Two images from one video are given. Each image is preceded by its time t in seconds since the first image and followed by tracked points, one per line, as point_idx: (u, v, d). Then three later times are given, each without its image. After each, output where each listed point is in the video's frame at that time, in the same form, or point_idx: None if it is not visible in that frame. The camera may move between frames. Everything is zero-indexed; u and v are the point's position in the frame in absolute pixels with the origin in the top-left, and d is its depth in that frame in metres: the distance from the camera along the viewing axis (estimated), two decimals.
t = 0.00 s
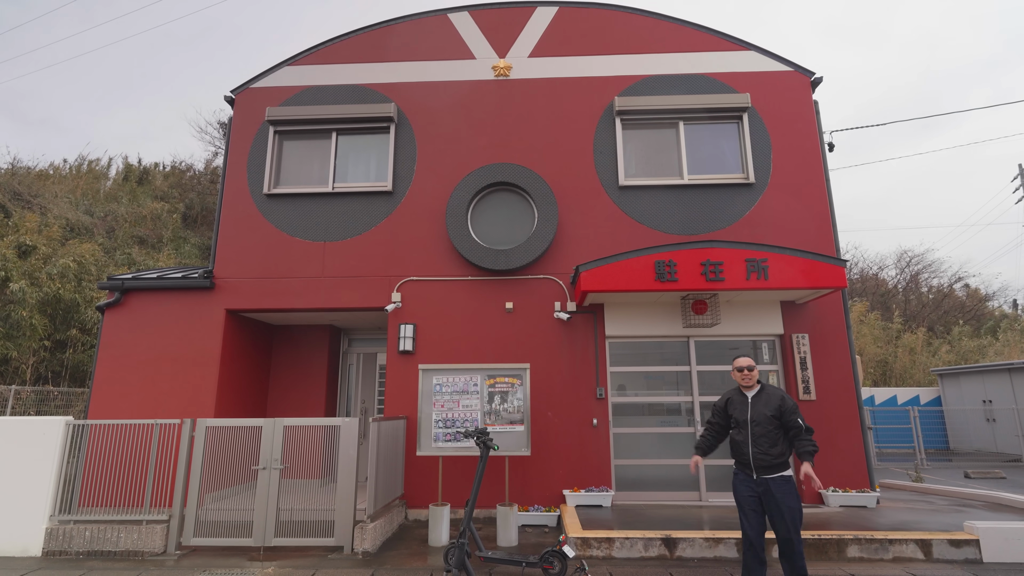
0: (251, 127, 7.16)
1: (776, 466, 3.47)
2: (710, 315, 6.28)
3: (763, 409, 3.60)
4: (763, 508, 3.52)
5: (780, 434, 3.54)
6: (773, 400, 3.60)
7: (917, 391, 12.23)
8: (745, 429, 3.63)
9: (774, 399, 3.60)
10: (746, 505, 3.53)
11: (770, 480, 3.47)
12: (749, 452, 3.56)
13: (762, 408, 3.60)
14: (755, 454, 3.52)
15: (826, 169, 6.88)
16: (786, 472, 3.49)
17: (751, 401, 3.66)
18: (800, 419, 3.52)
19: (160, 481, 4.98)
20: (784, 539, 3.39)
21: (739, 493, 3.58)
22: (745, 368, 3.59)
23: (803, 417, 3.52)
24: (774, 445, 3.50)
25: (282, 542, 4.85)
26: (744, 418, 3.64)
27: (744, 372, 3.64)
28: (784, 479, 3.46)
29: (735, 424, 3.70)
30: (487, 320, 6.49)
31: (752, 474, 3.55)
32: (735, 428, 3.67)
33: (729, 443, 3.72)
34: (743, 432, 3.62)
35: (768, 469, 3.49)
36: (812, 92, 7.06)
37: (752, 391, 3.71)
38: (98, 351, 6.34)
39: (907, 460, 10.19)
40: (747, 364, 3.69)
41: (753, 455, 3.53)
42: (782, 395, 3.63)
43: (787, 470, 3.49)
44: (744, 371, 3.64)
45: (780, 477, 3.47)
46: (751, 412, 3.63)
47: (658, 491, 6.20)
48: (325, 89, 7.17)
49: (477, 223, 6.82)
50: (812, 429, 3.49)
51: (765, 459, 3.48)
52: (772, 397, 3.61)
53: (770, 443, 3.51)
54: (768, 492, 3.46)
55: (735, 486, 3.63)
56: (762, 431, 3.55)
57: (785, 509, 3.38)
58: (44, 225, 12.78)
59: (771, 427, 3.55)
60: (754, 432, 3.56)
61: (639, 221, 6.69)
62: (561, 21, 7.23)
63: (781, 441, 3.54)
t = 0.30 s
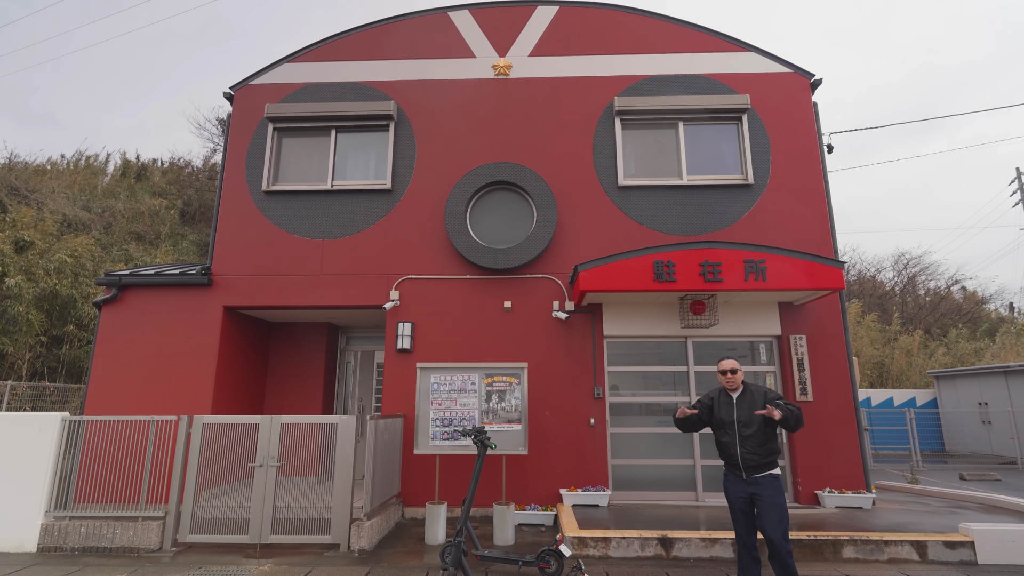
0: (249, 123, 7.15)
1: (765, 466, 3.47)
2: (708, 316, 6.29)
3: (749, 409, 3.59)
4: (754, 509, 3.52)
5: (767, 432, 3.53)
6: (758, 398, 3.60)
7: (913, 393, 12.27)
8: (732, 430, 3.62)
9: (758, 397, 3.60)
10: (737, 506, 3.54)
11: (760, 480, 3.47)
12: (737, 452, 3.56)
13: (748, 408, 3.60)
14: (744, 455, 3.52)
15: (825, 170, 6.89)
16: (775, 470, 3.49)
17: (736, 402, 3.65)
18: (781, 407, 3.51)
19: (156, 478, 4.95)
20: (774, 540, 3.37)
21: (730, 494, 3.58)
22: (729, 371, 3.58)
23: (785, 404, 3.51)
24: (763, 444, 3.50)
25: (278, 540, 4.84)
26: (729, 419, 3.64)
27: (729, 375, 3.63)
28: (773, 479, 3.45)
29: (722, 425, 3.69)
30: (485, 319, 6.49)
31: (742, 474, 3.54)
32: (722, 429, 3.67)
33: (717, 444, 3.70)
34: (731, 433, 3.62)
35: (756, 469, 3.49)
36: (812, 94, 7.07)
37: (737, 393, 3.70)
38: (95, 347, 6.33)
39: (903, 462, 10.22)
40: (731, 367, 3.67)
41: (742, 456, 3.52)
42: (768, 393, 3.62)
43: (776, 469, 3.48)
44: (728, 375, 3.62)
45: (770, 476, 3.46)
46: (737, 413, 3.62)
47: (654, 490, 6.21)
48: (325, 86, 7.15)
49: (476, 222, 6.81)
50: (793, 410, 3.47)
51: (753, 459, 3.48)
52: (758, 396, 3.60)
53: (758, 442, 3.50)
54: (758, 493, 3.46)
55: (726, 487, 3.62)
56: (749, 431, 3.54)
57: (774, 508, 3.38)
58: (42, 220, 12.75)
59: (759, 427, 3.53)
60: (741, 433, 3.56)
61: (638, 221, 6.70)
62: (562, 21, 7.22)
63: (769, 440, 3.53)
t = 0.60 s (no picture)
0: (248, 121, 7.13)
1: (762, 464, 3.47)
2: (706, 315, 6.30)
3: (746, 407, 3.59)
4: (751, 508, 3.52)
5: (763, 430, 3.54)
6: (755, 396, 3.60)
7: (910, 392, 12.31)
8: (728, 428, 3.62)
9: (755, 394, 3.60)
10: (734, 505, 3.54)
11: (757, 479, 3.46)
12: (734, 451, 3.56)
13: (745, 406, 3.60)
14: (741, 454, 3.52)
15: (824, 170, 6.90)
16: (773, 470, 3.48)
17: (733, 400, 3.66)
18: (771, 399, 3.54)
19: (154, 477, 4.93)
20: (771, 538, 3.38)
21: (727, 493, 3.58)
22: (728, 368, 3.58)
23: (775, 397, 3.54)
24: (760, 442, 3.51)
25: (277, 538, 4.84)
26: (727, 417, 3.64)
27: (728, 373, 3.63)
28: (770, 477, 3.46)
29: (718, 423, 3.69)
30: (483, 318, 6.48)
31: (739, 473, 3.54)
32: (719, 428, 3.67)
33: (714, 442, 3.70)
34: (728, 431, 3.62)
35: (753, 468, 3.49)
36: (811, 93, 7.07)
37: (734, 391, 3.71)
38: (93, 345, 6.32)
39: (900, 461, 10.25)
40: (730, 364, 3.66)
41: (739, 455, 3.52)
42: (764, 391, 3.63)
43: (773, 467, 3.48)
44: (727, 372, 3.62)
45: (767, 475, 3.46)
46: (733, 411, 3.62)
47: (653, 489, 6.22)
48: (324, 84, 7.14)
49: (475, 221, 6.81)
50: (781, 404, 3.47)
51: (751, 457, 3.48)
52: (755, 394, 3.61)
53: (755, 440, 3.51)
54: (755, 492, 3.46)
55: (724, 487, 3.62)
56: (747, 429, 3.55)
57: (771, 507, 3.39)
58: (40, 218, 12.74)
59: (755, 425, 3.54)
60: (738, 431, 3.56)
61: (637, 220, 6.70)
62: (561, 20, 7.22)
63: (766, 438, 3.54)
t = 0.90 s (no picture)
0: (247, 120, 7.11)
1: (760, 464, 3.47)
2: (705, 315, 6.32)
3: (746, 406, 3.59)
4: (749, 508, 3.52)
5: (763, 431, 3.54)
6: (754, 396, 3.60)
7: (908, 392, 12.33)
8: (727, 427, 3.62)
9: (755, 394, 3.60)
10: (733, 505, 3.54)
11: (755, 478, 3.47)
12: (733, 450, 3.55)
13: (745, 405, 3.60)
14: (740, 453, 3.52)
15: (823, 170, 6.90)
16: (771, 470, 3.49)
17: (733, 399, 3.65)
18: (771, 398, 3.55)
19: (152, 475, 4.93)
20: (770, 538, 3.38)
21: (726, 493, 3.58)
22: (730, 366, 3.57)
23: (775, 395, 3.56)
24: (759, 442, 3.51)
25: (275, 537, 4.83)
26: (726, 417, 3.64)
27: (729, 372, 3.62)
28: (769, 477, 3.45)
29: (718, 422, 3.69)
30: (483, 317, 6.48)
31: (738, 472, 3.54)
32: (719, 427, 3.67)
33: (713, 441, 3.71)
34: (727, 431, 3.62)
35: (752, 468, 3.49)
36: (810, 93, 7.07)
37: (734, 390, 3.71)
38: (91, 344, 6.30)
39: (898, 461, 10.27)
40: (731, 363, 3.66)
41: (737, 454, 3.52)
42: (765, 391, 3.62)
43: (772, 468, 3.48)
44: (728, 370, 3.61)
45: (766, 475, 3.46)
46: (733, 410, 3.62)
47: (651, 488, 6.23)
48: (323, 83, 7.13)
49: (474, 220, 6.80)
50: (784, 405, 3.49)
51: (750, 457, 3.48)
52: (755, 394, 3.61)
53: (755, 440, 3.51)
54: (753, 492, 3.46)
55: (722, 486, 3.62)
56: (746, 429, 3.54)
57: (770, 507, 3.38)
58: (38, 216, 12.71)
59: (755, 425, 3.54)
60: (738, 431, 3.56)
61: (636, 220, 6.70)
62: (561, 19, 7.21)
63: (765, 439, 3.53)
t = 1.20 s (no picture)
0: (243, 118, 7.09)
1: (757, 464, 3.48)
2: (702, 314, 6.31)
3: (743, 406, 3.61)
4: (746, 507, 3.52)
5: (760, 434, 3.55)
6: (752, 396, 3.61)
7: (905, 390, 12.37)
8: (724, 427, 3.64)
9: (753, 394, 3.62)
10: (729, 505, 3.54)
11: (751, 477, 3.47)
12: (730, 450, 3.56)
13: (742, 405, 3.61)
14: (736, 452, 3.53)
15: (820, 169, 6.91)
16: (767, 469, 3.49)
17: (731, 398, 3.67)
18: (777, 418, 3.51)
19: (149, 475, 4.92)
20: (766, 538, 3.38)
21: (722, 492, 3.59)
22: (728, 364, 3.61)
23: (782, 416, 3.50)
24: (755, 442, 3.52)
25: (273, 537, 4.83)
26: (723, 416, 3.65)
27: (728, 370, 3.64)
28: (765, 476, 3.46)
29: (716, 423, 3.71)
30: (480, 316, 6.47)
31: (734, 472, 3.55)
32: (716, 426, 3.69)
33: (710, 441, 3.72)
34: (724, 430, 3.64)
35: (748, 467, 3.49)
36: (807, 92, 7.08)
37: (731, 389, 3.71)
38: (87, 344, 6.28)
39: (895, 459, 10.30)
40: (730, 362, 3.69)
41: (733, 453, 3.53)
42: (762, 392, 3.63)
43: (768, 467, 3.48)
44: (727, 369, 3.64)
45: (762, 474, 3.47)
46: (730, 410, 3.64)
47: (649, 486, 6.24)
48: (320, 81, 7.11)
49: (472, 219, 6.79)
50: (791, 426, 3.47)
51: (746, 456, 3.49)
52: (752, 393, 3.62)
53: (751, 439, 3.52)
54: (750, 491, 3.47)
55: (719, 486, 3.63)
56: (742, 428, 3.56)
57: (767, 506, 3.38)
58: (34, 215, 12.66)
59: (752, 425, 3.56)
60: (734, 430, 3.58)
61: (634, 219, 6.70)
62: (558, 17, 7.20)
63: (762, 438, 3.54)
